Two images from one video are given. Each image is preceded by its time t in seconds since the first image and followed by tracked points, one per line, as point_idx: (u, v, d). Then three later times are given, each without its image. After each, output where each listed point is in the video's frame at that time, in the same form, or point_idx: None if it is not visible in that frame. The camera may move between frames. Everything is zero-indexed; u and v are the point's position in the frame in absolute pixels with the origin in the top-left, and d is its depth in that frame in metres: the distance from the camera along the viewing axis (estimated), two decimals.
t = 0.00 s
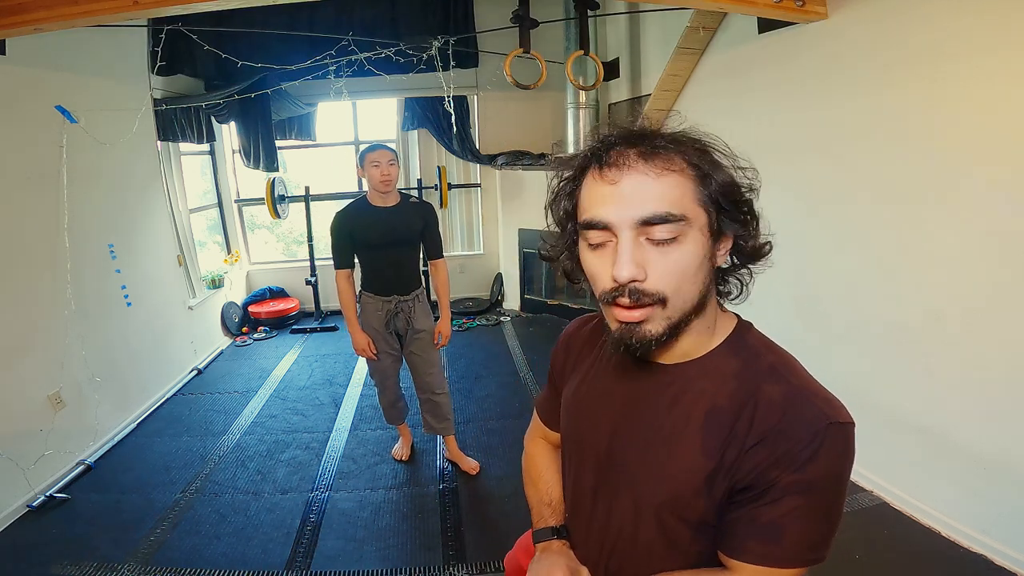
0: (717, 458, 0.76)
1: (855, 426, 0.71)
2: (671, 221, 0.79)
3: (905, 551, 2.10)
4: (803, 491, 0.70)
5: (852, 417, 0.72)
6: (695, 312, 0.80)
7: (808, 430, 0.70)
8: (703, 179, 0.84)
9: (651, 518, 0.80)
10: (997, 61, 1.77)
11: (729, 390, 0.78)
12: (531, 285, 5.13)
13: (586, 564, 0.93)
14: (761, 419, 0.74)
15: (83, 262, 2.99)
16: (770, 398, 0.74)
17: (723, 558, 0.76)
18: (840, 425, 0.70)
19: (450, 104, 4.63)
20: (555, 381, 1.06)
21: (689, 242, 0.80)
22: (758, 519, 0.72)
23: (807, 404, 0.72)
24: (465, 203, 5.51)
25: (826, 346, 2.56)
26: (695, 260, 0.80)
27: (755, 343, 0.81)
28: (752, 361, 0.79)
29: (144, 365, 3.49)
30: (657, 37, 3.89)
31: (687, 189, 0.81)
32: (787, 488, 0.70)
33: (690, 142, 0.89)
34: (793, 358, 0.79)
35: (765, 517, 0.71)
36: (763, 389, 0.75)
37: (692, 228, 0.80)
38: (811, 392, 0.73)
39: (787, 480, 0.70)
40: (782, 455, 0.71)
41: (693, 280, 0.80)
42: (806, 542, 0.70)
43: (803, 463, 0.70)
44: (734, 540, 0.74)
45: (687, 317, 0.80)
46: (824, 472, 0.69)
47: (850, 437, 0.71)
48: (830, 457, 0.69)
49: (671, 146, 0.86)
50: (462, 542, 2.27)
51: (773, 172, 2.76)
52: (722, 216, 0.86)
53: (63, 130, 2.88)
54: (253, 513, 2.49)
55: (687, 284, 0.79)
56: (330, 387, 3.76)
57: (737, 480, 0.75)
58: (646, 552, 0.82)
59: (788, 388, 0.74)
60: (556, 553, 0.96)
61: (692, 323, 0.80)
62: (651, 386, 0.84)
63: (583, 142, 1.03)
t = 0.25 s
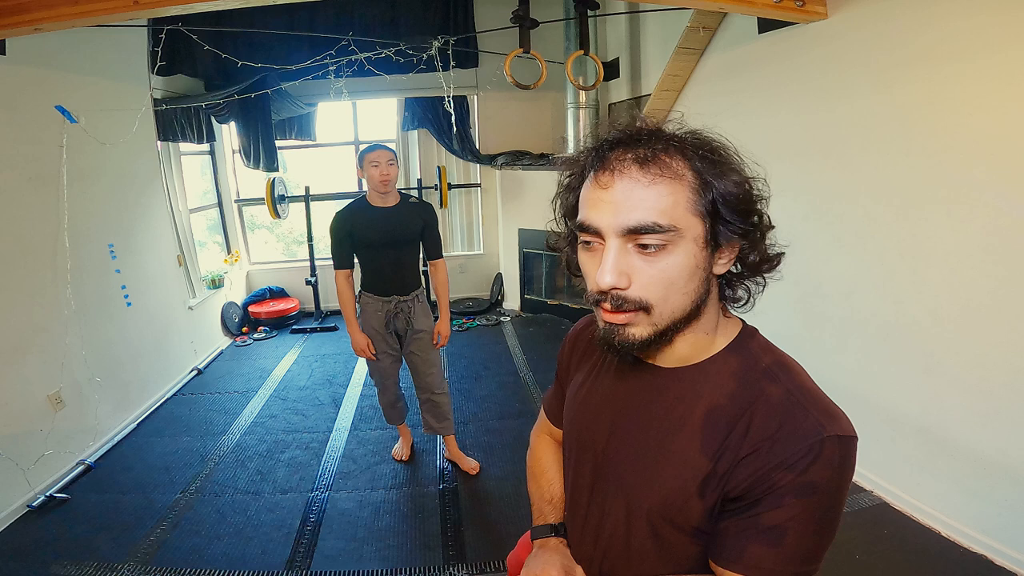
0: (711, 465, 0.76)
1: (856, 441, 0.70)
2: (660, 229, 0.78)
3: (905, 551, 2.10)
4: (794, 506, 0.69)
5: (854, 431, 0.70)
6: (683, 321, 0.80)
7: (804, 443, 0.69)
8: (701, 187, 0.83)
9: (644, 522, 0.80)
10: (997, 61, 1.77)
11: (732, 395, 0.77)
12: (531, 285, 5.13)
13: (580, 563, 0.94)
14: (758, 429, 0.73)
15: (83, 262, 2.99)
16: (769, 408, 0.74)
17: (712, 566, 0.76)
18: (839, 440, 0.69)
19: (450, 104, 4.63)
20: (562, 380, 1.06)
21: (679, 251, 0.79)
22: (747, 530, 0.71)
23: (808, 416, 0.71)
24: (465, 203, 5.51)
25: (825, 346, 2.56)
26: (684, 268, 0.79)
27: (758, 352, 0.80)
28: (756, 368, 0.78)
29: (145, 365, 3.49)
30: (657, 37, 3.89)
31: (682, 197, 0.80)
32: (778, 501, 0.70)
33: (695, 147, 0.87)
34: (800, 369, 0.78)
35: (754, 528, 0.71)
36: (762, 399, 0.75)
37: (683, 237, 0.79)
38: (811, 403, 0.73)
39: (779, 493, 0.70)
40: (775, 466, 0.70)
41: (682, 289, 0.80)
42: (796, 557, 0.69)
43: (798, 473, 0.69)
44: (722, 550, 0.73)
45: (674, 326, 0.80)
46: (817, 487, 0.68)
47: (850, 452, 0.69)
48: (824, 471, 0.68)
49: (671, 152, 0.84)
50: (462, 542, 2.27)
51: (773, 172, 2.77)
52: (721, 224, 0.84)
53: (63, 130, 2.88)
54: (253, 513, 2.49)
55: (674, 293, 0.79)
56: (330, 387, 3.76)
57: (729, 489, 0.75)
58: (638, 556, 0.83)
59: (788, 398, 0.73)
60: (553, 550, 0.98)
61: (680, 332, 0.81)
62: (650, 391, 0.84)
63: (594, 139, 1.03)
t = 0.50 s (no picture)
0: (707, 478, 0.76)
1: (860, 468, 0.69)
2: (674, 213, 0.78)
3: (905, 551, 2.10)
4: (784, 527, 0.68)
5: (860, 458, 0.70)
6: (688, 311, 0.79)
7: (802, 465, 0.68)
8: (728, 180, 0.81)
9: (635, 531, 0.80)
10: (997, 61, 1.77)
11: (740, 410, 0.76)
12: (531, 285, 5.13)
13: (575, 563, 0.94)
14: (757, 447, 0.73)
15: (83, 262, 2.99)
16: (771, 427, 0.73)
17: None
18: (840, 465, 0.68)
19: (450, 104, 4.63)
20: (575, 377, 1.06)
21: (691, 238, 0.78)
22: (735, 547, 0.71)
23: (812, 439, 0.70)
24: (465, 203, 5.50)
25: (826, 345, 2.57)
26: (694, 257, 0.79)
27: (771, 368, 0.79)
28: (766, 385, 0.77)
29: (144, 365, 3.49)
30: (657, 37, 3.89)
31: (705, 185, 0.80)
32: (770, 521, 0.69)
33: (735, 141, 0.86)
34: (813, 390, 0.77)
35: (743, 547, 0.70)
36: (765, 416, 0.74)
37: (698, 225, 0.78)
38: (816, 424, 0.71)
39: (771, 513, 0.69)
40: (769, 486, 0.70)
41: (690, 279, 0.79)
42: None
43: (792, 494, 0.68)
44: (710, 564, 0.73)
45: (676, 316, 0.80)
46: (810, 510, 0.67)
47: (849, 477, 0.68)
48: (819, 495, 0.67)
49: (707, 141, 0.83)
50: (462, 542, 2.27)
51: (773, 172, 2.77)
52: (746, 223, 0.82)
53: (63, 130, 2.88)
54: (253, 513, 2.49)
55: (681, 281, 0.79)
56: (330, 387, 3.76)
57: (723, 505, 0.74)
58: (627, 563, 0.83)
59: (794, 418, 0.72)
60: (552, 546, 0.98)
61: (685, 323, 0.80)
62: (653, 398, 0.84)
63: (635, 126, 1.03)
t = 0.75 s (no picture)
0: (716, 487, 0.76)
1: (873, 491, 0.68)
2: (729, 218, 0.77)
3: (904, 551, 2.10)
4: (789, 544, 0.68)
5: (874, 481, 0.69)
6: (723, 320, 0.78)
7: (815, 485, 0.67)
8: (794, 194, 0.79)
9: (636, 533, 0.81)
10: (995, 62, 1.77)
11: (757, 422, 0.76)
12: (531, 285, 5.13)
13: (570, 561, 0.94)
14: (771, 461, 0.72)
15: (83, 262, 2.99)
16: (788, 443, 0.72)
17: None
18: (854, 487, 0.67)
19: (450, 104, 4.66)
20: (590, 374, 1.06)
21: (741, 247, 0.77)
22: (737, 559, 0.71)
23: (828, 456, 0.69)
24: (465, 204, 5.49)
25: (826, 345, 2.57)
26: (739, 267, 0.77)
27: (796, 384, 0.78)
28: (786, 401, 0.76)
29: (144, 365, 3.49)
30: (657, 37, 3.90)
31: (771, 195, 0.77)
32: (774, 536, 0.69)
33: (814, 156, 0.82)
34: (838, 409, 0.76)
35: (744, 558, 0.71)
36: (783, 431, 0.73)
37: (751, 235, 0.77)
38: (835, 444, 0.70)
39: (776, 529, 0.69)
40: (778, 504, 0.69)
41: (732, 289, 0.78)
42: None
43: (802, 513, 0.67)
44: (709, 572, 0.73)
45: (708, 324, 0.79)
46: (817, 529, 0.67)
47: (861, 500, 0.68)
48: (829, 516, 0.67)
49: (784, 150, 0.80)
50: (462, 542, 2.27)
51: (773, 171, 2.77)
52: (802, 243, 0.79)
53: (63, 130, 2.88)
54: (253, 513, 2.49)
55: (722, 288, 0.77)
56: (330, 387, 3.76)
57: (728, 516, 0.74)
58: (624, 564, 0.83)
59: (811, 436, 0.71)
60: (547, 544, 0.98)
61: (718, 332, 0.79)
62: (667, 403, 0.83)
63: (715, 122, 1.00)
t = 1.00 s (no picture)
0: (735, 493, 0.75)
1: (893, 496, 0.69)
2: (758, 230, 0.75)
3: (904, 551, 2.10)
4: (811, 549, 0.68)
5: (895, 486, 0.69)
6: (747, 332, 0.76)
7: (839, 491, 0.67)
8: (825, 205, 0.77)
9: (649, 536, 0.80)
10: (995, 62, 1.77)
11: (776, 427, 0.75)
12: (531, 285, 5.13)
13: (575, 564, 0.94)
14: (792, 467, 0.72)
15: (82, 263, 2.99)
16: (809, 449, 0.72)
17: None
18: (878, 493, 0.67)
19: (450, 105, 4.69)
20: (596, 374, 1.05)
21: (769, 259, 0.75)
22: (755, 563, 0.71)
23: (850, 462, 0.69)
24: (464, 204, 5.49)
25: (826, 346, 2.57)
26: (767, 279, 0.76)
27: (816, 389, 0.78)
28: (805, 406, 0.75)
29: (144, 365, 3.49)
30: (657, 37, 3.89)
31: (803, 206, 0.76)
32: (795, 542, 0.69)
33: (848, 167, 0.81)
34: (856, 413, 0.76)
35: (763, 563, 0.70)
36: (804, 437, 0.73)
37: (780, 247, 0.75)
38: (857, 450, 0.70)
39: (798, 534, 0.69)
40: (801, 509, 0.69)
41: (758, 301, 0.76)
42: None
43: (826, 519, 0.67)
44: None
45: (730, 334, 0.77)
46: (839, 534, 0.67)
47: (883, 506, 0.68)
48: (851, 522, 0.67)
49: (818, 160, 0.79)
50: (462, 542, 2.27)
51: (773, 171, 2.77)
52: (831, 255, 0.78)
53: (63, 130, 2.88)
54: (253, 513, 2.49)
55: (747, 299, 0.76)
56: (330, 387, 3.76)
57: (747, 520, 0.74)
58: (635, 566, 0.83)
59: (833, 442, 0.71)
60: (552, 547, 0.98)
61: (741, 343, 0.77)
62: (684, 407, 0.83)
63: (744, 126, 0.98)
